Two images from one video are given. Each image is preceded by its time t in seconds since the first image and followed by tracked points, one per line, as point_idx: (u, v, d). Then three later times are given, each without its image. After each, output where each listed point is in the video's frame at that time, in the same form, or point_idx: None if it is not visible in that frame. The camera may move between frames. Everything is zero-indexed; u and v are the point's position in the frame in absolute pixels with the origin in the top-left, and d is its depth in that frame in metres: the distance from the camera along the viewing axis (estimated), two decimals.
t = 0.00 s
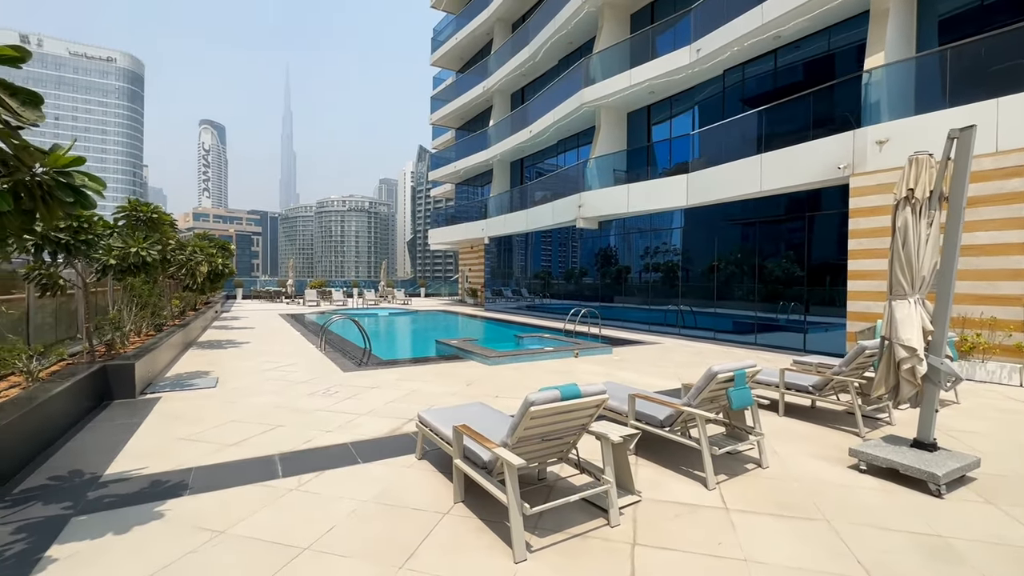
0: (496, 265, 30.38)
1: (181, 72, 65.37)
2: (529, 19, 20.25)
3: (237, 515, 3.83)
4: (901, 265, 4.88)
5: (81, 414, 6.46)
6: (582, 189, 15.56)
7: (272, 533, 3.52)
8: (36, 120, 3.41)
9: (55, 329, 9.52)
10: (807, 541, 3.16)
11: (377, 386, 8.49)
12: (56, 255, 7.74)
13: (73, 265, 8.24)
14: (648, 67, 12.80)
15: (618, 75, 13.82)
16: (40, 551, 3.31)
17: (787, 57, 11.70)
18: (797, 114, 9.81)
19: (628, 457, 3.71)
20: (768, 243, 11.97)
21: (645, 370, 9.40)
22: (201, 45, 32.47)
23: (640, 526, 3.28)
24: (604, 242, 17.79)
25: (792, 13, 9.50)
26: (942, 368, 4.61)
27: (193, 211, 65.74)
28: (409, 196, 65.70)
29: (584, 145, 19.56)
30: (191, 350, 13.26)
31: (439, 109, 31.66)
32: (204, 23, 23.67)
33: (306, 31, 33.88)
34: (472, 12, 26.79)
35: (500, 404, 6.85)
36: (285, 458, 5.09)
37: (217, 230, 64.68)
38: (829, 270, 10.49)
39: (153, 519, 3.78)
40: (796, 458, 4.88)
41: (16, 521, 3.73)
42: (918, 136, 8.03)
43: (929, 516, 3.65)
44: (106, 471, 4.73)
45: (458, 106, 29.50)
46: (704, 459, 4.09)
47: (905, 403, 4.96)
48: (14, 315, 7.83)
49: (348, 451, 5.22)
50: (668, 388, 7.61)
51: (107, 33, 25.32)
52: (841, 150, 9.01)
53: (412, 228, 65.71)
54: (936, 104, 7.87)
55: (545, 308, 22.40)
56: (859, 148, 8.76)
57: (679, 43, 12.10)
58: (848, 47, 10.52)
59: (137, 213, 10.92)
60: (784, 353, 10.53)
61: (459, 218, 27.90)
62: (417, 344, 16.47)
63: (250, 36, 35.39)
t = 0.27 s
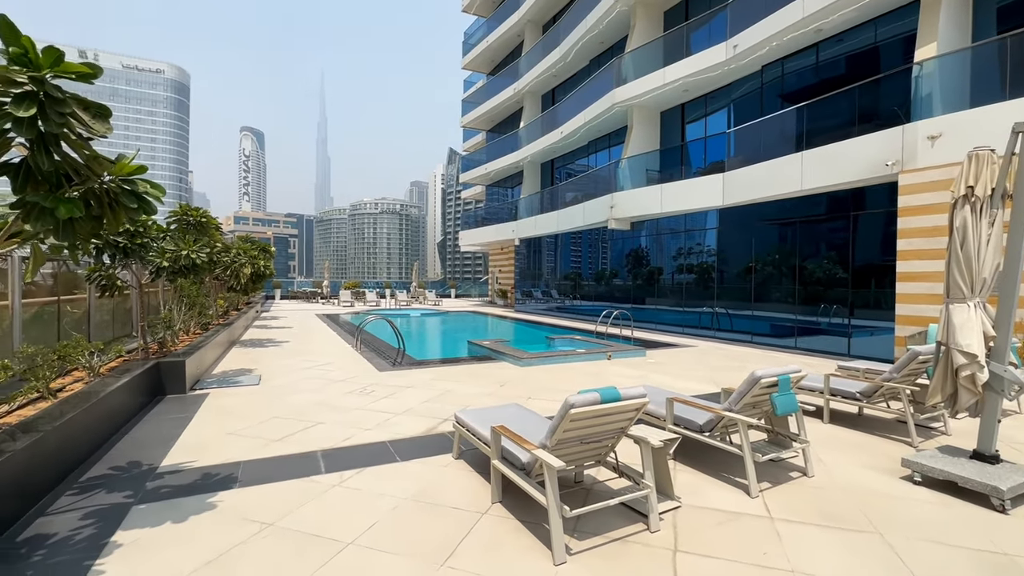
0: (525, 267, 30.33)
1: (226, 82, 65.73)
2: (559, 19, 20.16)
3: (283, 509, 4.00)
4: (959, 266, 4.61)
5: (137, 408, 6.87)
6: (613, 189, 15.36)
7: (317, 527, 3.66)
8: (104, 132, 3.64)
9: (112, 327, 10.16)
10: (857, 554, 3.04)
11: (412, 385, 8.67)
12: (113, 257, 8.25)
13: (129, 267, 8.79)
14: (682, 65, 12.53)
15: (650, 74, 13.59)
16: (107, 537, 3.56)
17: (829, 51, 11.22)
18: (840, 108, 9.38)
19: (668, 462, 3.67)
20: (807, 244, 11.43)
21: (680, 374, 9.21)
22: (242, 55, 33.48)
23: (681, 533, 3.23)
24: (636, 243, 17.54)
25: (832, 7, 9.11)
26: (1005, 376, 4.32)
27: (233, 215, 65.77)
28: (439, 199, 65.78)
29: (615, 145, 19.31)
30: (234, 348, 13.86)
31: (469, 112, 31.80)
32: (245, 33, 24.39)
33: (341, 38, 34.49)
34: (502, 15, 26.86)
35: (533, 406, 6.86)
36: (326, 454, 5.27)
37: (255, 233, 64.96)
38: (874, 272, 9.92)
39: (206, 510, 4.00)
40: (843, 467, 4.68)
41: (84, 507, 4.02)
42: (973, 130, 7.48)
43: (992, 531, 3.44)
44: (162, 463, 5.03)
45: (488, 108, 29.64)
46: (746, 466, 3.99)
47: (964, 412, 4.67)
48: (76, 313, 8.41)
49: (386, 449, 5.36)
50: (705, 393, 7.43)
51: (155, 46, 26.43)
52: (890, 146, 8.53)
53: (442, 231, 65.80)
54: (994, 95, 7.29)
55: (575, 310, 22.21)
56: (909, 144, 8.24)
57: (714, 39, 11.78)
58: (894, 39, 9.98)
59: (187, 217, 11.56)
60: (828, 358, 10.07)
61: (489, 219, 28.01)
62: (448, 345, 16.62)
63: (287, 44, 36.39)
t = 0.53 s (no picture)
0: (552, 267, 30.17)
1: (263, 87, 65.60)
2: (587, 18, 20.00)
3: (324, 503, 4.14)
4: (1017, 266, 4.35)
5: (183, 403, 7.23)
6: (643, 189, 15.12)
7: (358, 522, 3.77)
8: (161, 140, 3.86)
9: (160, 325, 10.70)
10: (910, 566, 2.92)
11: (443, 385, 8.82)
12: (161, 259, 8.71)
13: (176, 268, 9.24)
14: (714, 61, 12.23)
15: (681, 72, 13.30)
16: (162, 524, 3.77)
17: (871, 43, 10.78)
18: (881, 102, 9.02)
19: (706, 466, 3.63)
20: (846, 244, 11.03)
21: (714, 376, 9.01)
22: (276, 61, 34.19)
23: (720, 538, 3.20)
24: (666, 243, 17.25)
25: None
26: None
27: (268, 217, 65.74)
28: (466, 199, 65.77)
29: (645, 144, 19.01)
30: (272, 346, 14.35)
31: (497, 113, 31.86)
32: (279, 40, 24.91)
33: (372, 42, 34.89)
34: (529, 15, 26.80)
35: (564, 407, 6.87)
36: (363, 451, 5.43)
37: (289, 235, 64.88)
38: (919, 273, 9.47)
39: (253, 502, 4.17)
40: (889, 475, 4.51)
41: (140, 496, 4.27)
42: None
43: None
44: (209, 455, 5.27)
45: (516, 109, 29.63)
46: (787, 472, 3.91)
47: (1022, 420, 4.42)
48: (128, 312, 8.92)
49: (421, 447, 5.47)
50: (741, 397, 7.25)
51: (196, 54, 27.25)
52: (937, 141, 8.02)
53: (469, 231, 65.79)
54: None
55: (603, 311, 21.99)
56: (959, 139, 7.74)
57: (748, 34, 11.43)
58: (941, 29, 9.50)
59: (229, 220, 12.06)
60: (871, 361, 9.63)
61: (517, 220, 28.00)
62: (477, 345, 16.71)
63: (319, 50, 37.13)
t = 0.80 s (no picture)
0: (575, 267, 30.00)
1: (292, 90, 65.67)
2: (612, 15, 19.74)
3: (358, 496, 4.22)
4: None
5: (221, 397, 7.48)
6: (669, 187, 14.85)
7: (392, 516, 3.85)
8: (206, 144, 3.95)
9: (196, 322, 11.11)
10: None
11: (470, 383, 8.91)
12: (199, 259, 9.03)
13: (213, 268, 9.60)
14: (744, 56, 11.88)
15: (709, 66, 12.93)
16: (206, 514, 3.89)
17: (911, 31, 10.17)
18: (918, 95, 8.54)
19: (740, 468, 3.60)
20: (882, 242, 10.64)
21: (745, 378, 8.81)
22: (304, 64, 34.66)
23: (756, 542, 3.16)
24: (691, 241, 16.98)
25: None
26: None
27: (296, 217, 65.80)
28: (489, 199, 65.80)
29: (671, 141, 18.65)
30: (302, 344, 14.73)
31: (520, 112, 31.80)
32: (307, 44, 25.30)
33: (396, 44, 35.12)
34: (553, 13, 26.64)
35: (591, 407, 6.85)
36: (394, 447, 5.52)
37: (317, 235, 64.95)
38: (961, 272, 9.09)
39: (290, 494, 4.26)
40: (933, 482, 4.34)
41: (184, 486, 4.41)
42: None
43: None
44: (247, 450, 5.39)
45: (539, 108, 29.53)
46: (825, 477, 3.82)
47: None
48: (169, 309, 9.30)
49: (450, 444, 5.55)
50: (774, 399, 7.08)
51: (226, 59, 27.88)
52: (984, 134, 7.53)
53: (492, 230, 65.81)
54: None
55: (628, 310, 21.76)
56: (1008, 131, 7.25)
57: (779, 26, 11.04)
58: (987, 16, 9.03)
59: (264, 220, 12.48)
60: (911, 364, 9.19)
61: (540, 219, 27.92)
62: (501, 344, 16.76)
63: (345, 52, 37.67)
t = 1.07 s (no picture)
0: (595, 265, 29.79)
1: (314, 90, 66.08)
2: (634, 10, 19.44)
3: (385, 491, 4.28)
4: None
5: (249, 393, 7.67)
6: (692, 183, 14.58)
7: (418, 511, 3.90)
8: (239, 144, 3.94)
9: (225, 319, 11.43)
10: None
11: (491, 381, 8.97)
12: (228, 257, 9.28)
13: (242, 266, 9.88)
14: (770, 49, 11.56)
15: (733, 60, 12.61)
16: (238, 505, 3.98)
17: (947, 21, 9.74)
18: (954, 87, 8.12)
19: (770, 470, 3.55)
20: (913, 240, 10.08)
21: (771, 378, 8.62)
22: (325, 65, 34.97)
23: (787, 545, 3.11)
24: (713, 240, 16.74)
25: None
26: None
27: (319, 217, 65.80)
28: (508, 197, 65.83)
29: (693, 137, 18.30)
30: (326, 340, 15.03)
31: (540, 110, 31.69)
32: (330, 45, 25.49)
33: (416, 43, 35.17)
34: (573, 9, 26.40)
35: (614, 405, 6.82)
36: (419, 443, 5.60)
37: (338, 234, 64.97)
38: (997, 270, 8.54)
39: (318, 487, 4.34)
40: (974, 487, 4.19)
41: (217, 478, 4.53)
42: None
43: None
44: (275, 444, 5.51)
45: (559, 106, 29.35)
46: (858, 480, 3.73)
47: None
48: (199, 307, 9.59)
49: (474, 441, 5.61)
50: (802, 399, 6.93)
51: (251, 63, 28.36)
52: None
53: (511, 229, 65.81)
54: None
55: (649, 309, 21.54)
56: None
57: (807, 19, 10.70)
58: None
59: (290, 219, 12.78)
60: (946, 364, 8.92)
61: (560, 217, 27.81)
62: (521, 343, 16.78)
63: (365, 52, 38.05)
